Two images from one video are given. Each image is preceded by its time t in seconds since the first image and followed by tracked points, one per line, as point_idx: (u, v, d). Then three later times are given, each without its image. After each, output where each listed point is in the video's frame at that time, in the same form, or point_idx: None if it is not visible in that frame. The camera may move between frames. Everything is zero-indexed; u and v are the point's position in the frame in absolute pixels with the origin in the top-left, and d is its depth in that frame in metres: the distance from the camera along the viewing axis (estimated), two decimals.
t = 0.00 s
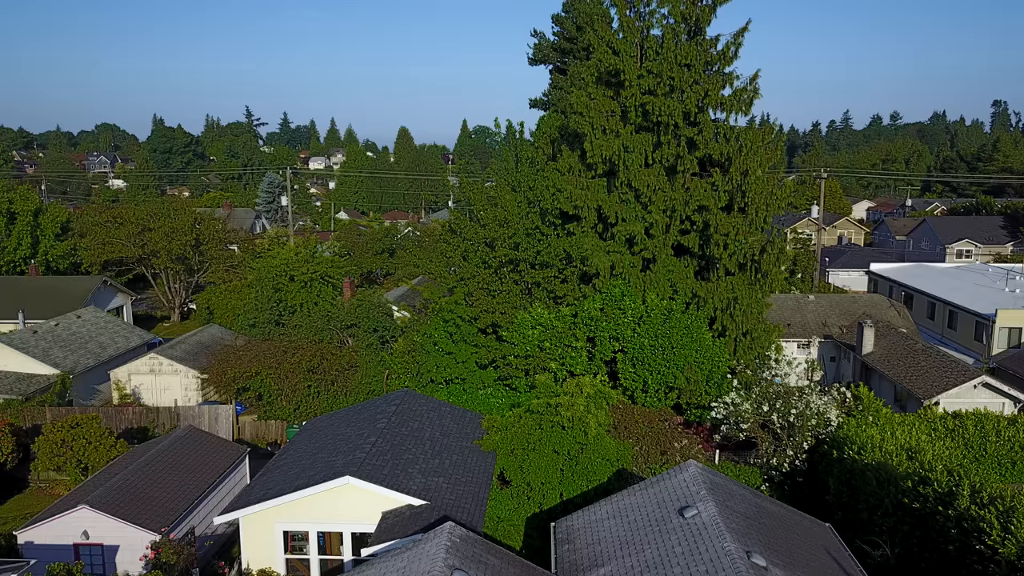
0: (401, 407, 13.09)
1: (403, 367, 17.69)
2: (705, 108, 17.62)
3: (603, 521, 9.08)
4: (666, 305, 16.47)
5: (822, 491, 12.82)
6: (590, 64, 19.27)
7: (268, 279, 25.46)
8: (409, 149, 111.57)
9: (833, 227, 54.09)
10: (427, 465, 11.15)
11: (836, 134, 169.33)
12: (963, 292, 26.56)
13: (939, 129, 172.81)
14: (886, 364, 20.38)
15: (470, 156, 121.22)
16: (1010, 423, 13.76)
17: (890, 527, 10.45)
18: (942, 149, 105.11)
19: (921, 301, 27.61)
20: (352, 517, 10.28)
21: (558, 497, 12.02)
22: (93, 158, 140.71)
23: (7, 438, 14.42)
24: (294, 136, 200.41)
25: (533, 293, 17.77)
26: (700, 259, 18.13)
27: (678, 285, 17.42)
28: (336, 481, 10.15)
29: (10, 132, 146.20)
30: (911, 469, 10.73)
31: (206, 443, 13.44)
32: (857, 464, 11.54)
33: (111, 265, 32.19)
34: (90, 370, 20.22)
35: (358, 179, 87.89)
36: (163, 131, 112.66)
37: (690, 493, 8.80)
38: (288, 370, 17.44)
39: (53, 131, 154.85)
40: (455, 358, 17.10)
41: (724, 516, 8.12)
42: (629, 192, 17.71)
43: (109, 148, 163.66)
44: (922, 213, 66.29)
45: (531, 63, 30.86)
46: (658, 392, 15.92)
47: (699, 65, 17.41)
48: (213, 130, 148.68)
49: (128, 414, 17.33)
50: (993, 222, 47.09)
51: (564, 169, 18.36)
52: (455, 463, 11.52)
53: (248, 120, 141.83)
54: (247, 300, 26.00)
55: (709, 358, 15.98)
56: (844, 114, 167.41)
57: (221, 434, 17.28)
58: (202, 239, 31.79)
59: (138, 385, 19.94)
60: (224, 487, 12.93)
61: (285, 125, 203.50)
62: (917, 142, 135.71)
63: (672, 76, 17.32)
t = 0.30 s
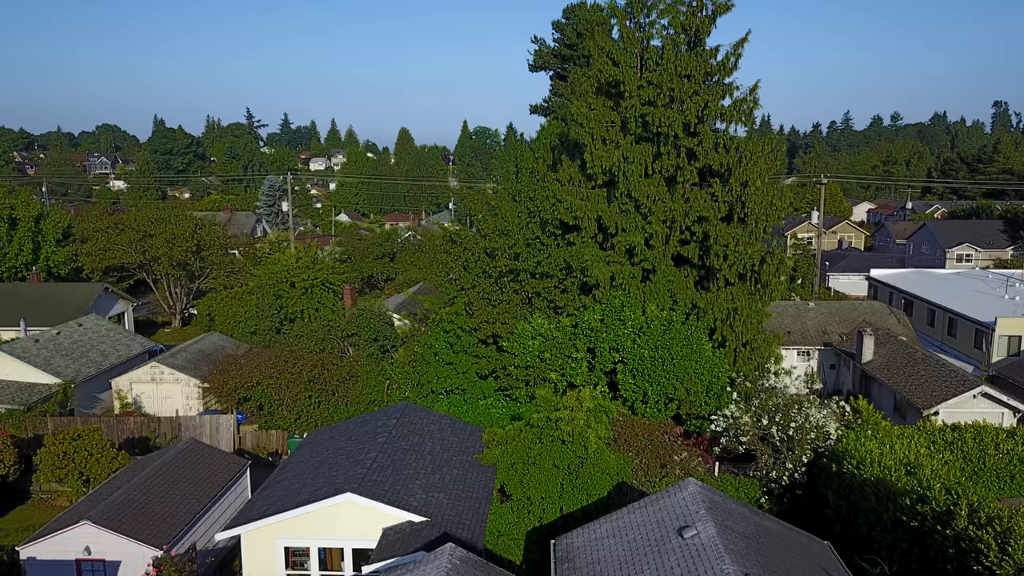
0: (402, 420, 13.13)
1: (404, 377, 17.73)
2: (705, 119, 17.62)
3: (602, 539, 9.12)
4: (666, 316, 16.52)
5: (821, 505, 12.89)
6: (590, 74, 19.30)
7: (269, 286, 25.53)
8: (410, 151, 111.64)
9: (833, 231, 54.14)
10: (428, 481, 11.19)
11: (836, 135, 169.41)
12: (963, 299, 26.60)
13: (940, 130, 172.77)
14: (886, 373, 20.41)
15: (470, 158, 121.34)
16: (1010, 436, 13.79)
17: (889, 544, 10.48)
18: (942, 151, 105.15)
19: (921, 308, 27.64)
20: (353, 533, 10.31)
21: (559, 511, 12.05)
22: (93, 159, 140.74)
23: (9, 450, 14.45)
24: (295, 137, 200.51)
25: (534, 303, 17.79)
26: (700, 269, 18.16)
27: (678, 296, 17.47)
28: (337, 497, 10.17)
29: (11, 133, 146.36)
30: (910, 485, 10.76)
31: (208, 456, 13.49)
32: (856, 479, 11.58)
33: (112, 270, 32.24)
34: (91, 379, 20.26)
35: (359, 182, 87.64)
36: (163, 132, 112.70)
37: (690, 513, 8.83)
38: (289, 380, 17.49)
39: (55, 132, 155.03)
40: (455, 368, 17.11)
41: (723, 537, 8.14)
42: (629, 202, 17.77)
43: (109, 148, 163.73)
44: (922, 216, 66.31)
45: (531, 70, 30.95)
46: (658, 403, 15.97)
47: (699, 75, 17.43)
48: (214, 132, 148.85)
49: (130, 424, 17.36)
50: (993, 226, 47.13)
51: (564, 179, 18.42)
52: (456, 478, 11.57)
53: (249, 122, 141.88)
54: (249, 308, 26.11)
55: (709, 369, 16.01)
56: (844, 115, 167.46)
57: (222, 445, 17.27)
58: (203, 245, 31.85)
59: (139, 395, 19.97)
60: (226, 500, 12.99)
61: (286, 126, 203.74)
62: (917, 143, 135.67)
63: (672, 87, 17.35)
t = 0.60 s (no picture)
0: (403, 433, 13.17)
1: (404, 387, 17.78)
2: (706, 129, 17.63)
3: (602, 558, 9.16)
4: (666, 327, 16.56)
5: (820, 518, 12.95)
6: (590, 84, 19.34)
7: (270, 292, 25.60)
8: (410, 152, 111.71)
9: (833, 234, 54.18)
10: (428, 496, 11.23)
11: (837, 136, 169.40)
12: (963, 306, 26.60)
13: (940, 131, 172.76)
14: (885, 382, 20.45)
15: (471, 160, 121.48)
16: (1008, 449, 13.80)
17: (888, 560, 10.54)
18: (943, 152, 105.09)
19: (921, 315, 27.66)
20: (353, 550, 10.35)
21: (559, 525, 12.05)
22: (94, 160, 140.72)
23: (10, 462, 14.51)
24: (295, 137, 200.68)
25: (534, 313, 17.84)
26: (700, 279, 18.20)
27: (678, 306, 17.50)
28: (338, 514, 10.21)
29: (12, 134, 146.51)
30: (909, 502, 10.77)
31: (209, 469, 13.53)
32: (855, 494, 11.64)
33: (113, 276, 32.31)
34: (93, 388, 20.32)
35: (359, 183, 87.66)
36: (164, 133, 112.71)
37: (689, 532, 8.86)
38: (290, 390, 17.52)
39: (56, 134, 155.28)
40: (455, 379, 17.14)
41: (721, 557, 8.17)
42: (629, 213, 17.81)
43: (109, 149, 163.78)
44: (923, 219, 66.33)
45: (532, 76, 31.02)
46: (658, 414, 16.02)
47: (699, 86, 17.46)
48: (215, 133, 149.05)
49: (131, 434, 17.40)
50: (993, 230, 47.14)
51: (564, 190, 18.47)
52: (456, 493, 11.61)
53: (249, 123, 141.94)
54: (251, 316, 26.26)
55: (709, 380, 16.04)
56: (845, 116, 167.54)
57: (223, 454, 17.44)
58: (204, 251, 31.91)
59: (141, 403, 20.02)
60: (227, 514, 13.03)
61: (286, 127, 204.00)
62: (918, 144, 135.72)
63: (672, 98, 17.41)
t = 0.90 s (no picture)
0: (403, 447, 13.20)
1: (405, 398, 17.83)
2: (706, 140, 17.65)
3: None
4: (666, 338, 16.59)
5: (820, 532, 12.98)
6: (591, 95, 19.38)
7: (271, 300, 25.74)
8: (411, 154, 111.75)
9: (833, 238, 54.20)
10: (428, 512, 11.28)
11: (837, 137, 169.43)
12: (963, 313, 26.61)
13: (941, 132, 173.01)
14: (885, 392, 20.49)
15: (472, 161, 121.59)
16: (1007, 462, 13.83)
17: None
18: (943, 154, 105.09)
19: (921, 322, 27.68)
20: (353, 567, 10.37)
21: (559, 540, 12.19)
22: (94, 161, 140.72)
23: (13, 474, 14.55)
24: (296, 138, 200.74)
25: (534, 323, 17.88)
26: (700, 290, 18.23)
27: (678, 317, 17.54)
28: (338, 531, 10.24)
29: (12, 135, 146.53)
30: (908, 519, 10.81)
31: (209, 483, 13.56)
32: (854, 509, 11.69)
33: (114, 282, 32.36)
34: (94, 397, 20.37)
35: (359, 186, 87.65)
36: (164, 134, 112.73)
37: (688, 551, 8.87)
38: (291, 400, 17.54)
39: (56, 134, 155.18)
40: (456, 390, 17.18)
41: None
42: (629, 224, 17.85)
43: (110, 150, 163.79)
44: (923, 223, 66.38)
45: (532, 82, 31.07)
46: (658, 425, 16.06)
47: (699, 97, 17.50)
48: (215, 134, 149.31)
49: (132, 444, 17.45)
50: (993, 234, 47.15)
51: (564, 200, 18.52)
52: (457, 508, 11.65)
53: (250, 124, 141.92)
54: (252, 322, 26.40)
55: (709, 392, 16.09)
56: (845, 117, 167.71)
57: (225, 464, 17.57)
58: (204, 257, 31.95)
59: (142, 413, 20.08)
60: (228, 528, 13.06)
61: (287, 128, 204.13)
62: (918, 146, 135.97)
63: (672, 109, 17.47)
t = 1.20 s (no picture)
0: (404, 460, 13.24)
1: (405, 409, 17.90)
2: (705, 151, 17.68)
3: None
4: (666, 349, 16.62)
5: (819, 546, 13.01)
6: (591, 105, 19.42)
7: (272, 305, 26.02)
8: (411, 156, 111.78)
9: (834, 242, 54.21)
10: (428, 528, 11.31)
11: (838, 138, 169.47)
12: (963, 321, 26.64)
13: (941, 133, 173.23)
14: (884, 401, 20.51)
15: (472, 163, 121.74)
16: (1006, 475, 13.86)
17: None
18: (944, 156, 105.06)
19: (921, 329, 27.71)
20: None
21: (559, 554, 12.27)
22: (95, 162, 140.80)
23: (14, 487, 14.60)
24: (297, 138, 200.95)
25: (534, 333, 17.93)
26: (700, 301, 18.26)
27: (678, 328, 17.59)
28: (338, 548, 10.23)
29: (14, 136, 146.77)
30: (906, 536, 10.84)
31: (211, 497, 13.59)
32: (853, 524, 11.74)
33: (115, 288, 32.42)
34: (95, 406, 20.42)
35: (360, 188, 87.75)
36: (165, 135, 112.79)
37: (688, 571, 8.89)
38: (291, 411, 17.57)
39: (57, 135, 155.45)
40: (456, 401, 17.23)
41: None
42: (629, 234, 17.91)
43: (111, 151, 163.97)
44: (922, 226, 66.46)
45: (533, 89, 31.12)
46: (658, 436, 16.09)
47: (698, 108, 17.54)
48: (216, 135, 149.53)
49: (133, 454, 17.48)
50: (994, 239, 47.17)
51: (564, 211, 18.57)
52: (457, 524, 11.68)
53: (250, 125, 142.03)
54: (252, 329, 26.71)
55: (709, 403, 16.13)
56: (845, 118, 168.01)
57: (226, 474, 17.61)
58: (205, 263, 32.00)
59: (143, 422, 20.14)
60: (229, 542, 13.07)
61: (287, 129, 204.32)
62: (918, 147, 136.31)
63: (671, 120, 17.52)
